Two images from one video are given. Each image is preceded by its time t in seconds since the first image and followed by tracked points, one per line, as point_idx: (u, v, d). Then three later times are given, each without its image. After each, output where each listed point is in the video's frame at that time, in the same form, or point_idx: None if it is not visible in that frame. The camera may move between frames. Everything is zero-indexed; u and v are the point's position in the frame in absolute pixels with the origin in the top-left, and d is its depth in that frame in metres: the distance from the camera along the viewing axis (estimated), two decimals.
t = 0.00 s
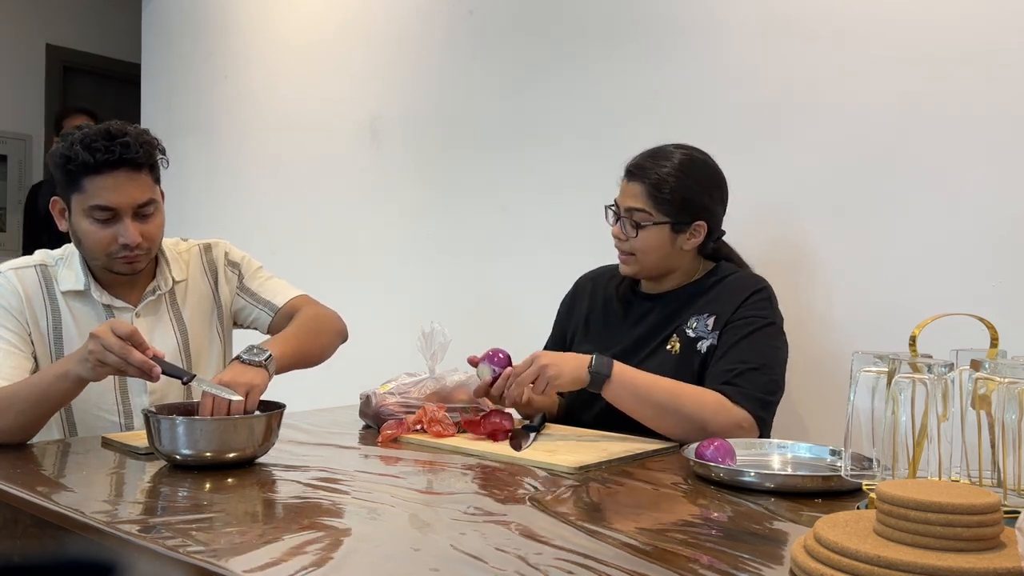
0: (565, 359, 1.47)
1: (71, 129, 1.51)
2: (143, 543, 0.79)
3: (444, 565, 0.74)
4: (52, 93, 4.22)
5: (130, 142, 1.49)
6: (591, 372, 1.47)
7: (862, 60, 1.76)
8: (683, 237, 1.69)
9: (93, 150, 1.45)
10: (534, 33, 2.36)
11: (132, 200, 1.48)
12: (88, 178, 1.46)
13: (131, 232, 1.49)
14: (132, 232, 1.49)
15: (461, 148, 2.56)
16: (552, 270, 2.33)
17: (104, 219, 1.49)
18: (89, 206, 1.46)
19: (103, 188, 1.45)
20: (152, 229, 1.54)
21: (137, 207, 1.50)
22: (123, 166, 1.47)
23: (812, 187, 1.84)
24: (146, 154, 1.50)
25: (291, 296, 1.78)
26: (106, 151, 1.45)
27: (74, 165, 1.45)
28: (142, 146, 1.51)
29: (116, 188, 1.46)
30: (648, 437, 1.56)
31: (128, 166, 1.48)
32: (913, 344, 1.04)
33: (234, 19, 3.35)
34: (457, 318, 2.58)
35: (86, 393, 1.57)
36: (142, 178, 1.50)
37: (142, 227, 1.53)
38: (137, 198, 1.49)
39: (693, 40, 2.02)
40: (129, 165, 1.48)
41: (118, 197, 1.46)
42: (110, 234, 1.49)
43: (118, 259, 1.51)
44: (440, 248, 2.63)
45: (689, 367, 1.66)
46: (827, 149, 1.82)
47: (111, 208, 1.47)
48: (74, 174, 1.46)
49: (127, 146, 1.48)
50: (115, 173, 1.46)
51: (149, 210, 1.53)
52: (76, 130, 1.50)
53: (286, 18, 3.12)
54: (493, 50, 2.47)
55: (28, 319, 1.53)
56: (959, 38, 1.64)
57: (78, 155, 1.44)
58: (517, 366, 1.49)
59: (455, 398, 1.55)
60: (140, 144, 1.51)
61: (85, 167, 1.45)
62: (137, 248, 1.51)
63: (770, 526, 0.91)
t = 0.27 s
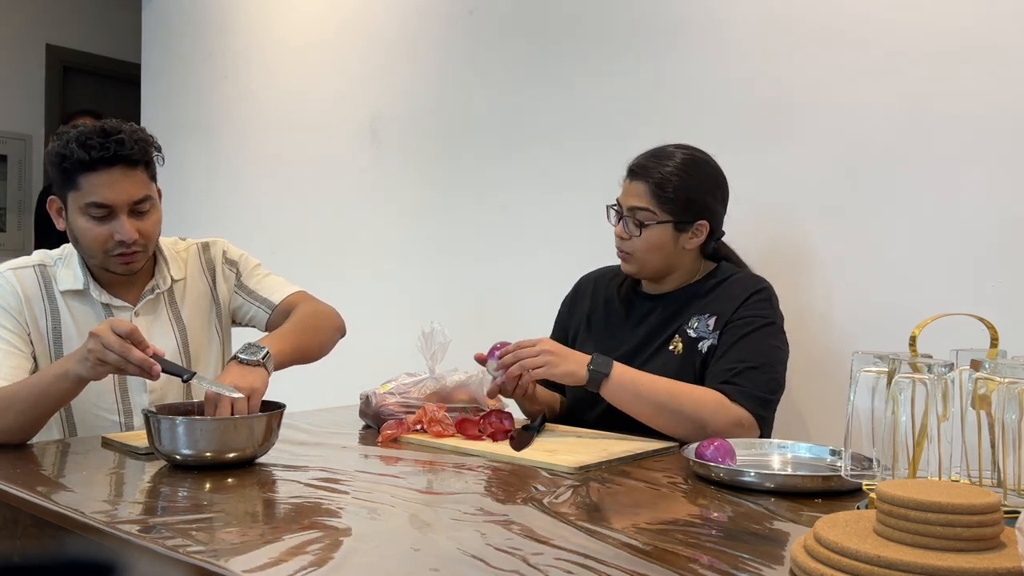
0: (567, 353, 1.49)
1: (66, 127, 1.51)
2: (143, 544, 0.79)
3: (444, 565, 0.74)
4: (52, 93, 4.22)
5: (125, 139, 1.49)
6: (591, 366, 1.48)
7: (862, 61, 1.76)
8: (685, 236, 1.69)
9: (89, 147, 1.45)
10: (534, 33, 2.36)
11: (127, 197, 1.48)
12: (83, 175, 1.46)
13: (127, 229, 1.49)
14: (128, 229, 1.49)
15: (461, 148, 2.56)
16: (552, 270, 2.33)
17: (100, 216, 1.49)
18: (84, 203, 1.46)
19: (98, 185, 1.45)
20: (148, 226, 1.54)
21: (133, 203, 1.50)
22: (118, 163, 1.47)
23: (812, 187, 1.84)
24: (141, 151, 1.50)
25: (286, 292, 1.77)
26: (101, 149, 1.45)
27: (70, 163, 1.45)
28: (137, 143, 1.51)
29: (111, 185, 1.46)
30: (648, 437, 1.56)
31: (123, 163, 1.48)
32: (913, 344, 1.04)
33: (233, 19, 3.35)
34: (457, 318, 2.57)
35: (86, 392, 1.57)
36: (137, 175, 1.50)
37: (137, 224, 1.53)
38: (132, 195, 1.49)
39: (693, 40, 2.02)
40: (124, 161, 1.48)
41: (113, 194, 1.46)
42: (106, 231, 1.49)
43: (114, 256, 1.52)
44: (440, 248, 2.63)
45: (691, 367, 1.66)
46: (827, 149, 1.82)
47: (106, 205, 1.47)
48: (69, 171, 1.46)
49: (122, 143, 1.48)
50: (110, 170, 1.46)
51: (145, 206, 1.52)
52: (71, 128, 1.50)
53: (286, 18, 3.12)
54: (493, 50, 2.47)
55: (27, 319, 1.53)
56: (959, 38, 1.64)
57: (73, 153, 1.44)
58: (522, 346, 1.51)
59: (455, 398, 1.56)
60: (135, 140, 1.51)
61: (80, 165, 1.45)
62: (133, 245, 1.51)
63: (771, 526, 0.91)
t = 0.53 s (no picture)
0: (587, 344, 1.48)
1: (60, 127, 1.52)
2: (143, 543, 0.79)
3: (444, 565, 0.74)
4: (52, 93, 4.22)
5: (118, 135, 1.49)
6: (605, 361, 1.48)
7: (862, 61, 1.76)
8: (691, 232, 1.69)
9: (82, 144, 1.45)
10: (534, 33, 2.36)
11: (121, 193, 1.48)
12: (77, 173, 1.46)
13: (121, 226, 1.49)
14: (123, 226, 1.49)
15: (460, 148, 2.56)
16: (552, 270, 2.33)
17: (94, 214, 1.48)
18: (79, 200, 1.46)
19: (92, 182, 1.45)
20: (143, 222, 1.54)
21: (127, 200, 1.50)
22: (111, 160, 1.47)
23: (812, 187, 1.84)
24: (134, 148, 1.51)
25: (291, 296, 1.78)
26: (94, 146, 1.46)
27: (63, 161, 1.46)
28: (130, 140, 1.51)
29: (104, 181, 1.46)
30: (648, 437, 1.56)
31: (116, 160, 1.48)
32: (913, 344, 1.04)
33: (233, 19, 3.35)
34: (457, 317, 2.57)
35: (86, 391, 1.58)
36: (131, 172, 1.50)
37: (133, 221, 1.52)
38: (126, 191, 1.49)
39: (693, 40, 2.02)
40: (118, 158, 1.48)
41: (107, 190, 1.46)
42: (101, 228, 1.49)
43: (110, 254, 1.52)
44: (440, 248, 2.63)
45: (698, 366, 1.66)
46: (827, 149, 1.82)
47: (100, 202, 1.47)
48: (63, 169, 1.47)
49: (115, 139, 1.48)
50: (103, 167, 1.46)
51: (139, 203, 1.52)
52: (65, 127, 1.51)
53: (286, 18, 3.12)
54: (492, 50, 2.47)
55: (27, 318, 1.54)
56: (959, 38, 1.64)
57: (67, 151, 1.45)
58: (548, 320, 1.50)
59: (455, 398, 1.56)
60: (129, 137, 1.51)
61: (73, 162, 1.45)
62: (129, 242, 1.51)
63: (771, 526, 0.91)
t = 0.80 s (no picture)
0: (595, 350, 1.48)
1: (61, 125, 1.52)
2: (143, 543, 0.79)
3: (444, 565, 0.74)
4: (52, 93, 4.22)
5: (119, 133, 1.49)
6: (613, 366, 1.47)
7: (862, 61, 1.76)
8: (687, 238, 1.69)
9: (82, 142, 1.46)
10: (534, 32, 2.36)
11: (121, 191, 1.48)
12: (77, 170, 1.46)
13: (121, 223, 1.49)
14: (123, 223, 1.49)
15: (460, 148, 2.56)
16: (552, 269, 2.33)
17: (95, 211, 1.49)
18: (79, 197, 1.46)
19: (93, 179, 1.45)
20: (144, 220, 1.54)
21: (127, 197, 1.50)
22: (112, 157, 1.47)
23: (812, 187, 1.84)
24: (135, 145, 1.50)
25: (293, 305, 1.78)
26: (94, 143, 1.45)
27: (64, 158, 1.46)
28: (131, 138, 1.51)
29: (104, 179, 1.46)
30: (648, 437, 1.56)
31: (116, 157, 1.48)
32: (913, 344, 1.04)
33: (233, 19, 3.35)
34: (457, 317, 2.58)
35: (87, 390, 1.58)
36: (131, 169, 1.50)
37: (133, 219, 1.52)
38: (127, 188, 1.49)
39: (694, 40, 2.02)
40: (118, 156, 1.48)
41: (107, 188, 1.46)
42: (101, 225, 1.49)
43: (110, 251, 1.52)
44: (440, 247, 2.63)
45: (701, 367, 1.66)
46: (827, 149, 1.82)
47: (101, 199, 1.47)
48: (64, 167, 1.47)
49: (115, 137, 1.48)
50: (103, 164, 1.46)
51: (139, 201, 1.52)
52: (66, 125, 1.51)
53: (286, 18, 3.12)
54: (492, 50, 2.47)
55: (29, 317, 1.53)
56: (959, 38, 1.64)
57: (67, 148, 1.45)
58: (553, 328, 1.50)
59: (455, 398, 1.56)
60: (129, 135, 1.51)
61: (74, 160, 1.45)
62: (129, 239, 1.51)
63: (771, 526, 0.91)
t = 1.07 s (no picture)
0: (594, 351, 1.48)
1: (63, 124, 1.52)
2: (143, 543, 0.79)
3: (444, 565, 0.74)
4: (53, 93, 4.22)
5: (121, 133, 1.49)
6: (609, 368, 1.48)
7: (862, 61, 1.76)
8: (685, 235, 1.69)
9: (85, 142, 1.46)
10: (535, 32, 2.36)
11: (124, 191, 1.48)
12: (80, 170, 1.46)
13: (124, 223, 1.49)
14: (125, 223, 1.49)
15: (461, 148, 2.56)
16: (552, 269, 2.32)
17: (97, 211, 1.49)
18: (82, 197, 1.46)
19: (95, 179, 1.45)
20: (146, 220, 1.54)
21: (129, 197, 1.50)
22: (114, 157, 1.47)
23: (812, 187, 1.84)
24: (137, 145, 1.50)
25: (292, 303, 1.79)
26: (97, 143, 1.45)
27: (67, 158, 1.46)
28: (133, 138, 1.51)
29: (107, 179, 1.46)
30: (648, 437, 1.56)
31: (119, 157, 1.48)
32: (913, 344, 1.04)
33: (234, 19, 3.35)
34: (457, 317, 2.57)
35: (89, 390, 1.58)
36: (134, 169, 1.50)
37: (135, 218, 1.52)
38: (129, 188, 1.49)
39: (694, 40, 2.02)
40: (121, 156, 1.48)
41: (109, 188, 1.46)
42: (104, 225, 1.49)
43: (112, 251, 1.52)
44: (440, 247, 2.62)
45: (697, 367, 1.66)
46: (827, 149, 1.82)
47: (103, 199, 1.47)
48: (67, 166, 1.47)
49: (118, 137, 1.48)
50: (106, 164, 1.46)
51: (141, 201, 1.52)
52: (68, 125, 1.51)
53: (286, 18, 3.12)
54: (493, 50, 2.46)
55: (31, 317, 1.53)
56: (959, 37, 1.64)
57: (70, 148, 1.45)
58: (553, 328, 1.50)
59: (455, 397, 1.56)
60: (131, 135, 1.51)
61: (77, 160, 1.45)
62: (131, 239, 1.51)
63: (771, 526, 0.91)
